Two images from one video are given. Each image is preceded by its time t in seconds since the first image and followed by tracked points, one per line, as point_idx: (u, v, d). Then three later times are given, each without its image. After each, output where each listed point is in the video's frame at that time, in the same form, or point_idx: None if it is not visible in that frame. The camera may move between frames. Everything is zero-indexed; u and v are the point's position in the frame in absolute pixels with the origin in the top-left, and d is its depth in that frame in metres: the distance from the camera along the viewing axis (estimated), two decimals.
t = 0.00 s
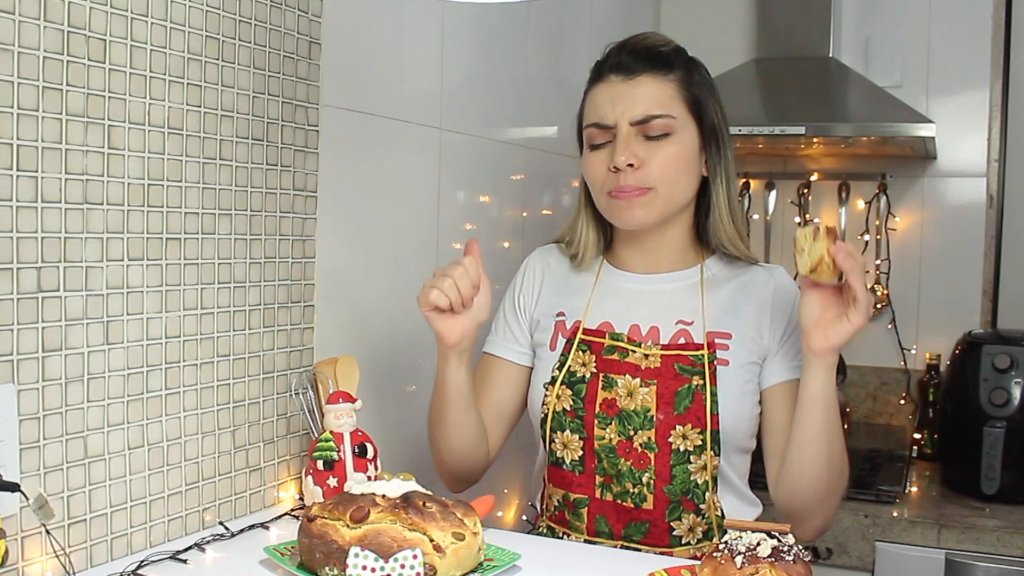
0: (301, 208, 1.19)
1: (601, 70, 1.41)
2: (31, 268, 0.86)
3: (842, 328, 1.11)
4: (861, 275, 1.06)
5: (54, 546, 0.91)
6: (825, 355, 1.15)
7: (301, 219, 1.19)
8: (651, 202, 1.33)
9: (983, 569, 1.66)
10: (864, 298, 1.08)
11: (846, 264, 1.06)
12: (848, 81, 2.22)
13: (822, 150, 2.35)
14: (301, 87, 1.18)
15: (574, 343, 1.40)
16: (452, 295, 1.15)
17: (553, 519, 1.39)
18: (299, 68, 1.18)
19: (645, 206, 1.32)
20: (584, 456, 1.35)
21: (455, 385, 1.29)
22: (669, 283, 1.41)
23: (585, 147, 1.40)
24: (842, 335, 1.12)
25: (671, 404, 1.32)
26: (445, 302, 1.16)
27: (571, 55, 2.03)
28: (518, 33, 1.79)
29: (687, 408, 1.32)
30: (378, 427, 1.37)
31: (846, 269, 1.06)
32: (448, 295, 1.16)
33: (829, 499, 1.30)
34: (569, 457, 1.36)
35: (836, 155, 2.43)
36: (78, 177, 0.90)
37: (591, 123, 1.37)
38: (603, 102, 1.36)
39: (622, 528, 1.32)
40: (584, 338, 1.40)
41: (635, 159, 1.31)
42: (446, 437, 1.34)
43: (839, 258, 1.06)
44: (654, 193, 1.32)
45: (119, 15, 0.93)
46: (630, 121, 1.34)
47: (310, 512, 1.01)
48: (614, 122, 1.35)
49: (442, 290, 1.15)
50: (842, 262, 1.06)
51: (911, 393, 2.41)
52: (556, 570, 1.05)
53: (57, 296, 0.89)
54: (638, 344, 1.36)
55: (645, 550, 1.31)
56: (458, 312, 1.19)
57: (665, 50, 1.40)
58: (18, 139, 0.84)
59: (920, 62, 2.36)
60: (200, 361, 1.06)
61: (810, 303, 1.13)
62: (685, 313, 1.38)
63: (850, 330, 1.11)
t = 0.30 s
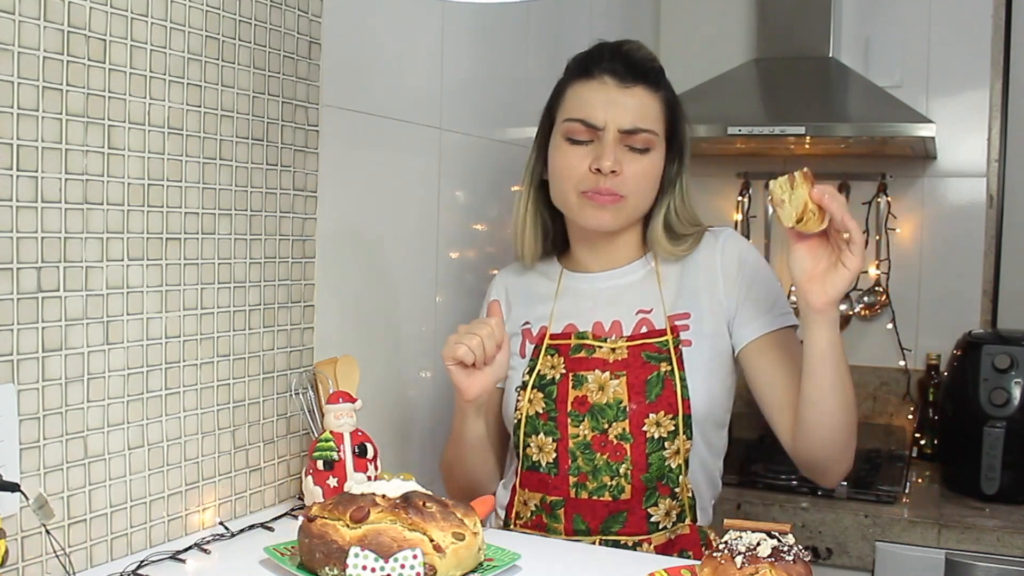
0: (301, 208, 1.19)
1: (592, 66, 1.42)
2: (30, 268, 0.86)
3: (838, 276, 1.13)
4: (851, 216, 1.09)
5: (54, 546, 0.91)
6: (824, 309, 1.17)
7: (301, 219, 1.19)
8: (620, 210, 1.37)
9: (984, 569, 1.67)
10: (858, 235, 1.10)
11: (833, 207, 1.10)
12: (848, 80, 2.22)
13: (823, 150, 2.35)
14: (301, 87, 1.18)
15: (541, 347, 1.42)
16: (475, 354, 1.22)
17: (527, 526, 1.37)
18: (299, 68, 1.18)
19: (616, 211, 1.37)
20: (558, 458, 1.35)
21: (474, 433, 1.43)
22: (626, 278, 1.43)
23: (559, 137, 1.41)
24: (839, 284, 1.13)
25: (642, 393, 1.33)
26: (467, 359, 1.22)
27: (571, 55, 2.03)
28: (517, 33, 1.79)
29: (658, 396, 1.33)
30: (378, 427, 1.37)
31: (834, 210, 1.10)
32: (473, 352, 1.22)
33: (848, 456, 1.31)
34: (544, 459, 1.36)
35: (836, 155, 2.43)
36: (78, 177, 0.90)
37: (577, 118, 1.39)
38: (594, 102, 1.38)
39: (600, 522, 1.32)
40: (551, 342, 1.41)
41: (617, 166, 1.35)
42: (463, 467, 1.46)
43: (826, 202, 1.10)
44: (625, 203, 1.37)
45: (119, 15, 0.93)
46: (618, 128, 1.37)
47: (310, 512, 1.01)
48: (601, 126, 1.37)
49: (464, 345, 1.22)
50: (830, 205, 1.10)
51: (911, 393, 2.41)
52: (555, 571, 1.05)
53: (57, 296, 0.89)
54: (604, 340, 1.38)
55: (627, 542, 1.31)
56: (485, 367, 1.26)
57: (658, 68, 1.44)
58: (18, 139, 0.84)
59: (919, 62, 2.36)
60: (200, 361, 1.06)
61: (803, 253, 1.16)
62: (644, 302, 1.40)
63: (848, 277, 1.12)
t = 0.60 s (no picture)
0: (301, 208, 1.19)
1: (568, 53, 1.39)
2: (30, 268, 0.86)
3: (764, 365, 1.22)
4: (790, 318, 1.16)
5: (54, 546, 0.91)
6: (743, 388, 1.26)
7: (301, 219, 1.19)
8: (609, 195, 1.36)
9: (983, 570, 1.67)
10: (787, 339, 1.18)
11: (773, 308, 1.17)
12: (848, 80, 2.22)
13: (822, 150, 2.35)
14: (301, 87, 1.19)
15: (498, 314, 1.39)
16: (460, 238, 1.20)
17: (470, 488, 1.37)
18: (299, 68, 1.18)
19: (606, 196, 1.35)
20: (507, 424, 1.34)
21: (442, 351, 1.29)
22: (589, 263, 1.42)
23: (540, 126, 1.39)
24: (761, 373, 1.23)
25: (593, 372, 1.32)
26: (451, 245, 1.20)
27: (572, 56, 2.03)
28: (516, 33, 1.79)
29: (608, 377, 1.33)
30: (377, 426, 1.37)
31: (772, 313, 1.17)
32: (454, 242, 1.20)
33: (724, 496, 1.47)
34: (492, 424, 1.34)
35: (836, 155, 2.43)
36: (78, 177, 0.90)
37: (558, 105, 1.36)
38: (575, 88, 1.36)
39: (540, 493, 1.32)
40: (509, 310, 1.38)
41: (605, 151, 1.33)
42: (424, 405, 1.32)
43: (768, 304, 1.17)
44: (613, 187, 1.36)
45: (119, 15, 0.93)
46: (600, 111, 1.35)
47: (310, 512, 1.02)
48: (583, 111, 1.36)
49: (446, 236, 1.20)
50: (769, 309, 1.17)
51: (911, 393, 2.41)
52: (555, 571, 1.05)
53: (57, 296, 0.89)
54: (563, 316, 1.36)
55: (562, 517, 1.31)
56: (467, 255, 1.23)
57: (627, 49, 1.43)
58: (18, 139, 0.84)
59: (920, 62, 2.36)
60: (200, 361, 1.06)
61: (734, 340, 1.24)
62: (606, 289, 1.40)
63: (771, 368, 1.21)
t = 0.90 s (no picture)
0: (301, 208, 1.19)
1: (529, 45, 1.42)
2: (31, 268, 0.86)
3: (743, 265, 1.19)
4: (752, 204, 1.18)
5: (53, 546, 0.91)
6: (728, 298, 1.21)
7: (301, 219, 1.19)
8: (582, 168, 1.36)
9: (983, 569, 1.66)
10: (757, 221, 1.17)
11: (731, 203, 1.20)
12: (848, 80, 2.22)
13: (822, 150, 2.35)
14: (301, 87, 1.19)
15: (497, 313, 1.41)
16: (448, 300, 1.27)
17: (474, 484, 1.38)
18: (299, 68, 1.18)
19: (578, 171, 1.35)
20: (505, 421, 1.35)
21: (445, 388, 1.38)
22: (588, 256, 1.41)
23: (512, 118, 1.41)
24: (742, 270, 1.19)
25: (586, 368, 1.32)
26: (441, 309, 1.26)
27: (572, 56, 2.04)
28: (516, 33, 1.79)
29: (600, 372, 1.32)
30: (377, 427, 1.37)
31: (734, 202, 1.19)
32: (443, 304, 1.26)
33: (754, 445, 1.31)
34: (490, 422, 1.36)
35: (836, 155, 2.43)
36: (78, 177, 0.90)
37: (523, 92, 1.39)
38: (536, 73, 1.38)
39: (538, 489, 1.32)
40: (507, 308, 1.40)
41: (569, 127, 1.34)
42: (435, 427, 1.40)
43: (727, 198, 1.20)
44: (585, 161, 1.36)
45: (119, 15, 0.93)
46: (564, 91, 1.37)
47: (310, 512, 1.02)
48: (547, 92, 1.37)
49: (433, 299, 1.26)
50: (730, 201, 1.19)
51: (911, 393, 2.41)
52: (554, 571, 1.05)
53: (57, 296, 0.89)
54: (559, 313, 1.37)
55: (562, 511, 1.31)
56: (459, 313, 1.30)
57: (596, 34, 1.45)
58: (18, 139, 0.84)
59: (920, 62, 2.36)
60: (200, 361, 1.06)
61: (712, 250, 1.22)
62: (602, 282, 1.39)
63: (751, 262, 1.19)
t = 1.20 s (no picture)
0: (301, 208, 1.19)
1: (558, 58, 1.44)
2: (31, 268, 0.86)
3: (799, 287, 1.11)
4: (804, 224, 1.08)
5: (54, 547, 0.91)
6: (786, 324, 1.16)
7: (301, 219, 1.19)
8: (609, 188, 1.38)
9: (983, 570, 1.66)
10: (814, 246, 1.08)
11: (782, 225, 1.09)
12: (848, 80, 2.22)
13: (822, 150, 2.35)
14: (302, 87, 1.19)
15: (530, 323, 1.46)
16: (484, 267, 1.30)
17: (509, 492, 1.43)
18: (299, 68, 1.18)
19: (603, 191, 1.38)
20: (534, 427, 1.40)
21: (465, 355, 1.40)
22: (614, 263, 1.45)
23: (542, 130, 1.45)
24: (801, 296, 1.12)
25: (605, 370, 1.35)
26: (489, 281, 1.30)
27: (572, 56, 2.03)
28: (517, 33, 1.79)
29: (618, 374, 1.34)
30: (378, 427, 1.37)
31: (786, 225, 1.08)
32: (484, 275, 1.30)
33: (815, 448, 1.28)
34: (521, 428, 1.41)
35: (836, 155, 2.43)
36: (78, 177, 0.90)
37: (551, 105, 1.42)
38: (565, 87, 1.41)
39: (560, 494, 1.36)
40: (541, 318, 1.46)
41: (595, 147, 1.37)
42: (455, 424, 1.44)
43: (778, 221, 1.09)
44: (612, 181, 1.38)
45: (119, 15, 0.93)
46: (592, 107, 1.39)
47: (310, 512, 1.02)
48: (575, 107, 1.40)
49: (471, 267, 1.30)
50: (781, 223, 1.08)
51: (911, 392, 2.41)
52: (555, 572, 1.05)
53: (57, 296, 0.89)
54: (587, 319, 1.41)
55: (579, 517, 1.33)
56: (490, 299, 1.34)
57: (627, 43, 1.45)
58: (18, 139, 0.84)
59: (920, 62, 2.36)
60: (200, 361, 1.06)
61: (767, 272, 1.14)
62: (630, 288, 1.41)
63: (809, 286, 1.11)
